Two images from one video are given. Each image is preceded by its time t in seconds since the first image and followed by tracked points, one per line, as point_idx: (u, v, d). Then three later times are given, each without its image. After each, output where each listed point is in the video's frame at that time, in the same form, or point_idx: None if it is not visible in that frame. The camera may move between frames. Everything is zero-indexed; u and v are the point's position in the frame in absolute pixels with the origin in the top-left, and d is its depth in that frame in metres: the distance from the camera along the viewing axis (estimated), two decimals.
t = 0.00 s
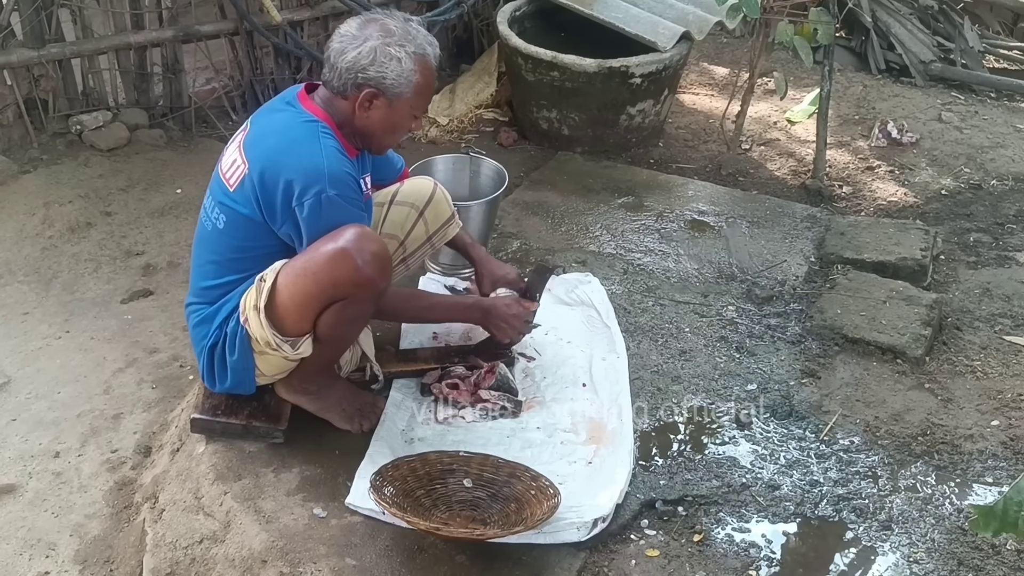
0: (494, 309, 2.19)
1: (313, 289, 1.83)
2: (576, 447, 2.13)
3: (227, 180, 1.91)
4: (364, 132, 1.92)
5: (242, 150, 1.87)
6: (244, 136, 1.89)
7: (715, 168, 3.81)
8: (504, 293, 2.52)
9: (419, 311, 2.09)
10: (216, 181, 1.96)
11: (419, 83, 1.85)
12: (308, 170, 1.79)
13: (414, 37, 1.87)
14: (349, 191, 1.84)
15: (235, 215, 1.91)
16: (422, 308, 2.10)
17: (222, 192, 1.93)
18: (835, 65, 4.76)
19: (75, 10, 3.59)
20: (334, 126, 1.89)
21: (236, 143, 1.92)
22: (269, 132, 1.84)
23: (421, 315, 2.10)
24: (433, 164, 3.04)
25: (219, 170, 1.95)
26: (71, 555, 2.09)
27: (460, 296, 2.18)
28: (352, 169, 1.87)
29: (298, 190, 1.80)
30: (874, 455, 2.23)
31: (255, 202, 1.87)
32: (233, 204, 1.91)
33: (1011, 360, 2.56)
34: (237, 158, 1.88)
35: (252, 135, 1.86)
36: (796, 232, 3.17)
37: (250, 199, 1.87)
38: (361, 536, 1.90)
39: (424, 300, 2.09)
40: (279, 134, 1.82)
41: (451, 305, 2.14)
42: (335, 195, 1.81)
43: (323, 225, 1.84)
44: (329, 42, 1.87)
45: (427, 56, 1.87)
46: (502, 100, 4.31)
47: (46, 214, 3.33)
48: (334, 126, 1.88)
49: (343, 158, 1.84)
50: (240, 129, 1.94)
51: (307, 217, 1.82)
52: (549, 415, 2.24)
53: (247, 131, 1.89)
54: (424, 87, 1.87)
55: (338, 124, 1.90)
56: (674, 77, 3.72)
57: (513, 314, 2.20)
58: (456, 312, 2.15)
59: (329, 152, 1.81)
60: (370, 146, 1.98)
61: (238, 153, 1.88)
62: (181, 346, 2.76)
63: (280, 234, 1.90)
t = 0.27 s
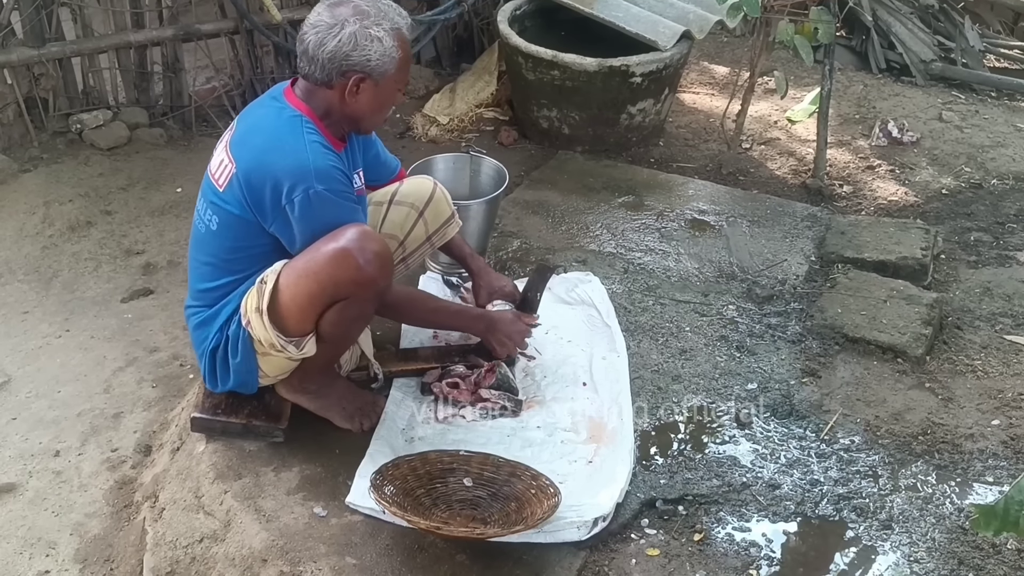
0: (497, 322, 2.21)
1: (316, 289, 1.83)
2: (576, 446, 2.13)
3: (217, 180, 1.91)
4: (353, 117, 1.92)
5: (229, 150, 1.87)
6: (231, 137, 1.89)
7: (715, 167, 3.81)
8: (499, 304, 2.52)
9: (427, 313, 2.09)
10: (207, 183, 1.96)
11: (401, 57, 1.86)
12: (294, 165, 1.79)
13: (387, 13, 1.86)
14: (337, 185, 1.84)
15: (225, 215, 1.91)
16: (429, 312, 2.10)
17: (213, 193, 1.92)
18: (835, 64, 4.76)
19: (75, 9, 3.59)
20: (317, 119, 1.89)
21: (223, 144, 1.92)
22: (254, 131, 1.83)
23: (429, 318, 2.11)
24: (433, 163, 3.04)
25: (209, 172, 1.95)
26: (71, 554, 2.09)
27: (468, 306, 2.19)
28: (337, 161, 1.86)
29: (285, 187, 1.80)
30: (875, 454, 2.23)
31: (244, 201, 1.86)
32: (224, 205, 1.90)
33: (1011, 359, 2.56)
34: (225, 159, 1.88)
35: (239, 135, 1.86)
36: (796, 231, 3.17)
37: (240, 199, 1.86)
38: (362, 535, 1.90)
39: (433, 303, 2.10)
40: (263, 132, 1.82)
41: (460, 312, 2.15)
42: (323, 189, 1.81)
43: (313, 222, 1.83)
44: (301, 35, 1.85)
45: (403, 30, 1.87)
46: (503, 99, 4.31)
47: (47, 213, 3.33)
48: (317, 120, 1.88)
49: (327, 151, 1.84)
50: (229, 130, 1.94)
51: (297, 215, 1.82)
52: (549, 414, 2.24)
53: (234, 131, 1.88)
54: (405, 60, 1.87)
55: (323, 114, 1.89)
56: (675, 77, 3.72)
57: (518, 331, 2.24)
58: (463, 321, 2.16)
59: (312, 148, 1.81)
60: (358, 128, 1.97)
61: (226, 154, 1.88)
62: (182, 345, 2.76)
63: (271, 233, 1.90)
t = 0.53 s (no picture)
0: (490, 322, 2.20)
1: (305, 291, 1.83)
2: (576, 446, 2.13)
3: (221, 178, 1.91)
4: (365, 123, 1.92)
5: (234, 148, 1.87)
6: (237, 136, 1.89)
7: (715, 166, 3.81)
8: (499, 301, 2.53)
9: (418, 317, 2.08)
10: (211, 180, 1.96)
11: (414, 65, 1.86)
12: (298, 169, 1.79)
13: (401, 21, 1.86)
14: (339, 190, 1.84)
15: (226, 213, 1.91)
16: (423, 316, 2.09)
17: (217, 191, 1.93)
18: (835, 64, 4.76)
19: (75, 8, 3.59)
20: (325, 123, 1.89)
21: (229, 142, 1.92)
22: (259, 132, 1.83)
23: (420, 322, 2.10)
24: (433, 163, 3.04)
25: (215, 170, 1.95)
26: (72, 554, 2.09)
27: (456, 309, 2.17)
28: (341, 167, 1.86)
29: (287, 189, 1.80)
30: (875, 453, 2.23)
31: (247, 201, 1.86)
32: (227, 203, 1.90)
33: (1011, 359, 2.56)
34: (230, 157, 1.88)
35: (244, 134, 1.86)
36: (796, 231, 3.17)
37: (242, 198, 1.87)
38: (361, 534, 1.90)
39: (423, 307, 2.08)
40: (268, 133, 1.82)
41: (449, 315, 2.13)
42: (325, 194, 1.81)
43: (313, 225, 1.83)
44: (315, 39, 1.85)
45: (415, 38, 1.87)
46: (503, 99, 4.31)
47: (47, 212, 3.33)
48: (324, 124, 1.88)
49: (331, 156, 1.84)
50: (235, 128, 1.94)
51: (297, 217, 1.82)
52: (549, 413, 2.24)
53: (240, 130, 1.89)
54: (416, 68, 1.87)
55: (332, 119, 1.89)
56: (675, 76, 3.72)
57: (510, 327, 2.22)
58: (453, 325, 2.14)
59: (317, 152, 1.82)
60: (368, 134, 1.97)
61: (231, 152, 1.88)
62: (181, 344, 2.76)
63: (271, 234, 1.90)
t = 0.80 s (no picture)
0: (491, 317, 2.20)
1: (316, 294, 1.83)
2: (576, 445, 2.13)
3: (251, 178, 1.91)
4: (399, 152, 1.93)
5: (270, 151, 1.87)
6: (273, 138, 1.89)
7: (715, 166, 3.81)
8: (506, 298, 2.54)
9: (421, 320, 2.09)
10: (238, 177, 1.96)
11: (462, 109, 1.89)
12: (336, 180, 1.79)
13: (461, 66, 1.90)
14: (373, 205, 1.84)
15: (253, 212, 1.91)
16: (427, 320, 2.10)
17: (245, 189, 1.93)
18: (836, 63, 4.76)
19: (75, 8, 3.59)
20: (366, 140, 1.90)
21: (263, 143, 1.92)
22: (300, 137, 1.84)
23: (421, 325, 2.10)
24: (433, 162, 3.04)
25: (243, 167, 1.95)
26: (71, 553, 2.10)
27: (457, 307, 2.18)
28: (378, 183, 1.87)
29: (323, 197, 1.80)
30: (875, 453, 2.23)
31: (276, 203, 1.86)
32: (254, 203, 1.91)
33: (1011, 359, 2.56)
34: (264, 159, 1.88)
35: (281, 138, 1.86)
36: (796, 230, 3.17)
37: (273, 200, 1.87)
38: (362, 534, 1.90)
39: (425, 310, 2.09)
40: (311, 141, 1.82)
41: (450, 314, 2.14)
42: (359, 207, 1.82)
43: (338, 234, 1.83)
44: (376, 62, 1.89)
45: (470, 84, 1.91)
46: (503, 98, 4.31)
47: (46, 211, 3.33)
48: (365, 140, 1.89)
49: (371, 172, 1.84)
50: (267, 129, 1.94)
51: (325, 224, 1.81)
52: (549, 413, 2.24)
53: (276, 132, 1.89)
54: (465, 113, 1.90)
55: (371, 139, 1.90)
56: (675, 76, 3.72)
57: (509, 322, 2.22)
58: (454, 323, 2.16)
59: (358, 165, 1.82)
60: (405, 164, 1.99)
61: (265, 153, 1.88)
62: (182, 343, 2.76)
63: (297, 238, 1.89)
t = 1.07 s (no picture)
0: (494, 320, 2.20)
1: (321, 289, 1.83)
2: (575, 445, 2.13)
3: (236, 177, 1.91)
4: (376, 128, 1.94)
5: (251, 147, 1.87)
6: (253, 134, 1.89)
7: (715, 166, 3.81)
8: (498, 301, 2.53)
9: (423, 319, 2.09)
10: (224, 178, 1.96)
11: (429, 74, 1.87)
12: (317, 167, 1.79)
13: (419, 29, 1.89)
14: (358, 188, 1.84)
15: (243, 211, 1.91)
16: (428, 317, 2.10)
17: (231, 189, 1.93)
18: (835, 63, 4.76)
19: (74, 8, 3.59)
20: (342, 123, 1.91)
21: (244, 141, 1.92)
22: (279, 130, 1.84)
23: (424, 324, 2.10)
24: (432, 162, 3.04)
25: (228, 167, 1.95)
26: (71, 553, 2.10)
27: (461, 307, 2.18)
28: (360, 166, 1.87)
29: (307, 186, 1.80)
30: (874, 453, 2.23)
31: (263, 198, 1.86)
32: (242, 201, 1.91)
33: (1010, 358, 2.56)
34: (246, 156, 1.88)
35: (261, 133, 1.86)
36: (796, 230, 3.17)
37: (259, 195, 1.87)
38: (361, 534, 1.90)
39: (430, 309, 2.09)
40: (289, 132, 1.83)
41: (453, 313, 2.14)
42: (344, 191, 1.81)
43: (328, 224, 1.83)
44: (335, 41, 1.90)
45: (434, 47, 1.89)
46: (502, 98, 4.31)
47: (46, 212, 3.33)
48: (341, 123, 1.89)
49: (350, 154, 1.84)
50: (249, 127, 1.94)
51: (314, 214, 1.81)
52: (549, 413, 2.24)
53: (256, 128, 1.89)
54: (432, 78, 1.88)
55: (347, 120, 1.92)
56: (674, 76, 3.72)
57: (514, 326, 2.22)
58: (458, 322, 2.16)
59: (337, 149, 1.82)
60: (385, 139, 1.99)
61: (247, 151, 1.88)
62: (181, 343, 2.76)
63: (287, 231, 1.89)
